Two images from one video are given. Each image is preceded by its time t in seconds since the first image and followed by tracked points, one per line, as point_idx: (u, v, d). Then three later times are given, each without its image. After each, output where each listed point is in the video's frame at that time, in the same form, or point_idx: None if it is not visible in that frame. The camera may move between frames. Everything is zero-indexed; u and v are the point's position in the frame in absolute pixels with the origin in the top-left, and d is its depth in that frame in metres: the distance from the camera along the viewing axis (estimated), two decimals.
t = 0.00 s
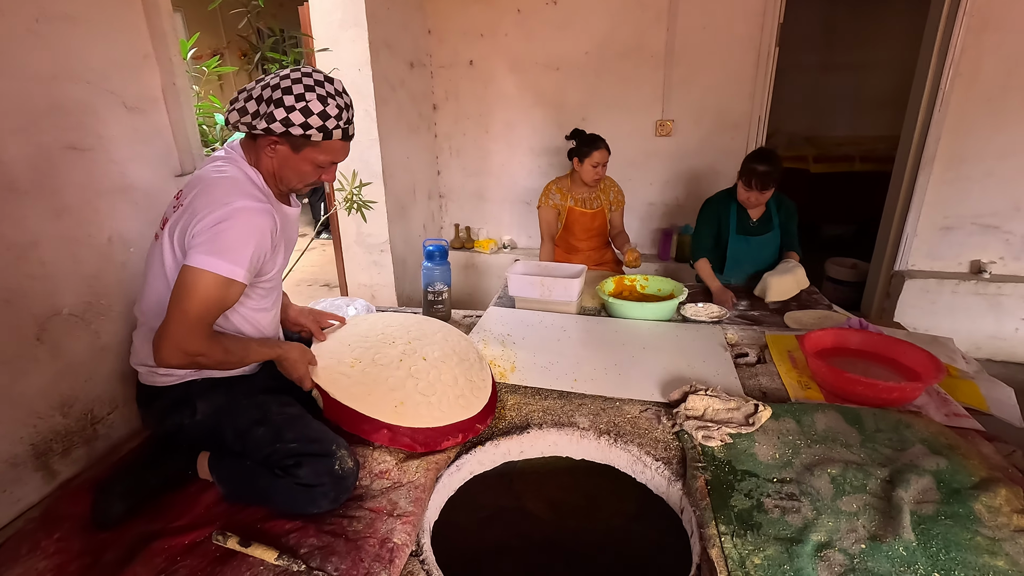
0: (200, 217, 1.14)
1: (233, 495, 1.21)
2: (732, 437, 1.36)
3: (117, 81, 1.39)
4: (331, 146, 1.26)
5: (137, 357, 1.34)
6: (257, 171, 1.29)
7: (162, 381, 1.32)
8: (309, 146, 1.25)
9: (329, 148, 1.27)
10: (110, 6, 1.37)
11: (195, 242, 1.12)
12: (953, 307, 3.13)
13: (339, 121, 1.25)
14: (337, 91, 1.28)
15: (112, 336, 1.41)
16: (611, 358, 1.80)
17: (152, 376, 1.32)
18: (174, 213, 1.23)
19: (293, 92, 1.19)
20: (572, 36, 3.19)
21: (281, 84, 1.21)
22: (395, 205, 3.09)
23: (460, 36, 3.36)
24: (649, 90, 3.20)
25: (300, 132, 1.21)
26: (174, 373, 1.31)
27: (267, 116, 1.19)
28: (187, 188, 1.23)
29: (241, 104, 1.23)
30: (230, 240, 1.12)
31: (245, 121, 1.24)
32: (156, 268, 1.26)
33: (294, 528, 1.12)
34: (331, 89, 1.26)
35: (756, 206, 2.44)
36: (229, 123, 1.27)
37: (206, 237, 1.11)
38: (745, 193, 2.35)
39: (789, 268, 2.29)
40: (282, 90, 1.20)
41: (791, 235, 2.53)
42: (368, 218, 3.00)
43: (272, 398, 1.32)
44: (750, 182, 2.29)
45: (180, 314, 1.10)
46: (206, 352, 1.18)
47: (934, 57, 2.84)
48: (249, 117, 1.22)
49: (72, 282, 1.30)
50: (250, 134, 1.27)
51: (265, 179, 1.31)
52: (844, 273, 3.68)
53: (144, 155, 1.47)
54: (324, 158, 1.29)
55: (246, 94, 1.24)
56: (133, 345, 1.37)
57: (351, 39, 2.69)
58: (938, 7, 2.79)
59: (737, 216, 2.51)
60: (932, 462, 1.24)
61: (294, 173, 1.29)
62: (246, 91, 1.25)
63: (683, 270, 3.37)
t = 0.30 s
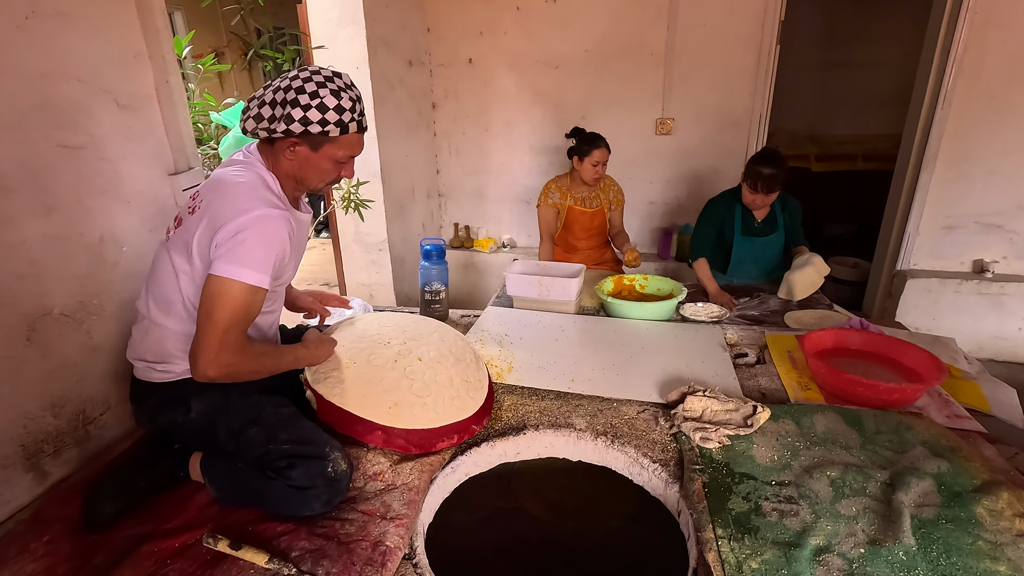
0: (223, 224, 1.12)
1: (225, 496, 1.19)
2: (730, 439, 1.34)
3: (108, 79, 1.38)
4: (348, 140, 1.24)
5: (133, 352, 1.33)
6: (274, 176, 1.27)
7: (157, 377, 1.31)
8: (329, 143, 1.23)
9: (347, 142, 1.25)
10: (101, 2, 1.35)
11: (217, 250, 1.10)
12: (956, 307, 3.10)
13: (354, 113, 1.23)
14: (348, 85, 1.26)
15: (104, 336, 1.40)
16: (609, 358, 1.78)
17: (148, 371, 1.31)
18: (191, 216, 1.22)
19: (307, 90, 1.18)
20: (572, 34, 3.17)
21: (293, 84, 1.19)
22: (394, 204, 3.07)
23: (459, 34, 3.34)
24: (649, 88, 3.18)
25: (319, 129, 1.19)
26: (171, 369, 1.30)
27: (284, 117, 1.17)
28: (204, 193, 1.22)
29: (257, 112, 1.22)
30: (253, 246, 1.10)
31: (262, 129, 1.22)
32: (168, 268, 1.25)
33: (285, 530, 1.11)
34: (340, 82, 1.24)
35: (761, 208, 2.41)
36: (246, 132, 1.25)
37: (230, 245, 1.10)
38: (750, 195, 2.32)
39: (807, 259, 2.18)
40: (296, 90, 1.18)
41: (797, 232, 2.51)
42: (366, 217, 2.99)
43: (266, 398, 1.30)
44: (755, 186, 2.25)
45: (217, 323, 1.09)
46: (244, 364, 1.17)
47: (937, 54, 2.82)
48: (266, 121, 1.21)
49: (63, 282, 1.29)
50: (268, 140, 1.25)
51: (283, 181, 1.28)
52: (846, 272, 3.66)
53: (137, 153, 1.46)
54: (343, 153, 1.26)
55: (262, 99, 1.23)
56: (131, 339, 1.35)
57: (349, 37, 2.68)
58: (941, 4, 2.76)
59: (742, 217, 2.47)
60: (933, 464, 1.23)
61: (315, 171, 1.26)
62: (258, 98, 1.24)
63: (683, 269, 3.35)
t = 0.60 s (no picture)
0: (263, 235, 1.14)
1: (219, 497, 1.19)
2: (729, 439, 1.33)
3: (105, 77, 1.38)
4: (359, 135, 1.22)
5: (134, 346, 1.33)
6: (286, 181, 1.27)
7: (156, 373, 1.31)
8: (340, 140, 1.21)
9: (357, 138, 1.23)
10: None
11: (269, 267, 1.13)
12: (957, 306, 3.09)
13: (362, 108, 1.22)
14: (355, 82, 1.25)
15: (100, 335, 1.40)
16: (608, 358, 1.78)
17: (149, 366, 1.31)
18: (211, 225, 1.20)
19: (315, 88, 1.17)
20: (573, 32, 3.16)
21: (301, 84, 1.18)
22: (394, 202, 3.06)
23: (459, 32, 3.33)
24: (650, 87, 3.17)
25: (330, 126, 1.17)
26: (171, 365, 1.30)
27: (295, 117, 1.16)
28: (220, 202, 1.20)
29: (267, 116, 1.21)
30: (310, 253, 1.14)
31: (274, 133, 1.21)
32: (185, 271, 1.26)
33: (281, 531, 1.10)
34: (346, 79, 1.23)
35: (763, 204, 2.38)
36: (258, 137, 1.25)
37: (283, 254, 1.12)
38: (757, 191, 2.26)
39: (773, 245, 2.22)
40: (305, 89, 1.17)
41: (802, 233, 2.45)
42: (366, 216, 2.98)
43: (264, 397, 1.30)
44: (763, 181, 2.19)
45: (331, 323, 1.18)
46: (385, 346, 1.27)
47: (940, 52, 2.80)
48: (278, 122, 1.20)
49: (58, 281, 1.28)
50: (280, 143, 1.24)
51: (295, 181, 1.27)
52: (848, 271, 3.64)
53: (132, 152, 1.46)
54: (353, 150, 1.24)
55: (272, 101, 1.22)
56: (133, 333, 1.35)
57: (348, 35, 2.67)
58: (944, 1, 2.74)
59: (744, 213, 2.47)
60: (934, 466, 1.21)
61: (327, 169, 1.25)
62: (268, 102, 1.23)
63: (684, 269, 3.34)
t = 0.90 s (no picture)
0: (299, 233, 1.13)
1: (222, 497, 1.18)
2: (733, 441, 1.33)
3: (108, 77, 1.38)
4: (385, 144, 1.21)
5: (147, 338, 1.32)
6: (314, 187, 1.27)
7: (168, 366, 1.30)
8: (367, 148, 1.20)
9: (384, 146, 1.22)
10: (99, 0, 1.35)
11: (301, 268, 1.12)
12: (961, 306, 3.08)
13: (390, 118, 1.21)
14: (383, 92, 1.25)
15: (104, 335, 1.40)
16: (611, 359, 1.77)
17: (161, 359, 1.30)
18: (243, 224, 1.19)
19: (343, 97, 1.17)
20: (575, 31, 3.15)
21: (330, 93, 1.19)
22: (396, 202, 3.06)
23: (462, 31, 3.32)
24: (653, 86, 3.16)
25: (357, 134, 1.17)
26: (184, 359, 1.29)
27: (323, 124, 1.16)
28: (255, 202, 1.19)
29: (297, 123, 1.22)
30: (348, 251, 1.13)
31: (302, 140, 1.21)
32: (211, 266, 1.24)
33: (284, 532, 1.10)
34: (375, 89, 1.22)
35: (769, 203, 2.36)
36: (287, 145, 1.25)
37: (320, 251, 1.11)
38: (763, 189, 2.24)
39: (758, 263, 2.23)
40: (333, 97, 1.17)
41: (803, 232, 2.46)
42: (368, 216, 2.98)
43: (271, 396, 1.30)
44: (771, 180, 2.17)
45: (373, 317, 1.17)
46: (430, 332, 1.25)
47: (945, 51, 2.79)
48: (306, 130, 1.20)
49: (62, 281, 1.28)
50: (309, 151, 1.24)
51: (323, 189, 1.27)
52: (851, 271, 3.63)
53: (136, 152, 1.46)
54: (380, 158, 1.23)
55: (301, 109, 1.22)
56: (146, 324, 1.33)
57: (351, 34, 2.67)
58: None
59: (750, 210, 2.44)
60: (940, 468, 1.21)
61: (354, 177, 1.24)
62: (298, 110, 1.24)
63: (687, 268, 3.34)
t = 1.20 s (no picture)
0: (310, 239, 1.12)
1: (227, 501, 1.18)
2: (743, 446, 1.31)
3: (114, 78, 1.37)
4: (396, 149, 1.20)
5: (155, 338, 1.31)
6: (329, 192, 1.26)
7: (176, 368, 1.29)
8: (377, 153, 1.19)
9: (395, 151, 1.21)
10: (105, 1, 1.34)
11: (310, 274, 1.11)
12: (969, 309, 3.06)
13: (400, 122, 1.20)
14: (394, 96, 1.24)
15: (108, 338, 1.39)
16: (617, 361, 1.76)
17: (168, 360, 1.30)
18: (256, 227, 1.18)
19: (352, 103, 1.17)
20: (581, 32, 3.14)
21: (341, 99, 1.19)
22: (401, 203, 3.05)
23: (467, 32, 3.31)
24: (658, 87, 3.14)
25: (366, 140, 1.16)
26: (192, 362, 1.29)
27: (332, 131, 1.16)
28: (269, 205, 1.19)
29: (308, 130, 1.22)
30: (358, 259, 1.11)
31: (314, 147, 1.22)
32: (222, 269, 1.23)
33: (290, 537, 1.09)
34: (386, 94, 1.22)
35: (778, 205, 2.34)
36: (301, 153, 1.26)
37: (328, 258, 1.10)
38: (775, 193, 2.22)
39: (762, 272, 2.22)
40: (343, 103, 1.17)
41: (813, 236, 2.44)
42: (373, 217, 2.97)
43: (278, 399, 1.29)
44: (784, 184, 2.15)
45: (372, 329, 1.15)
46: (430, 348, 1.22)
47: (954, 52, 2.77)
48: (316, 137, 1.21)
49: (67, 283, 1.27)
50: (321, 157, 1.24)
51: (338, 196, 1.27)
52: (857, 273, 3.61)
53: (142, 153, 1.45)
54: (392, 163, 1.22)
55: (312, 117, 1.23)
56: (154, 324, 1.33)
57: (356, 35, 2.66)
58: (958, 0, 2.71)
59: (759, 213, 2.42)
60: (953, 475, 1.19)
61: (367, 183, 1.23)
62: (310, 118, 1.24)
63: (692, 270, 3.32)
